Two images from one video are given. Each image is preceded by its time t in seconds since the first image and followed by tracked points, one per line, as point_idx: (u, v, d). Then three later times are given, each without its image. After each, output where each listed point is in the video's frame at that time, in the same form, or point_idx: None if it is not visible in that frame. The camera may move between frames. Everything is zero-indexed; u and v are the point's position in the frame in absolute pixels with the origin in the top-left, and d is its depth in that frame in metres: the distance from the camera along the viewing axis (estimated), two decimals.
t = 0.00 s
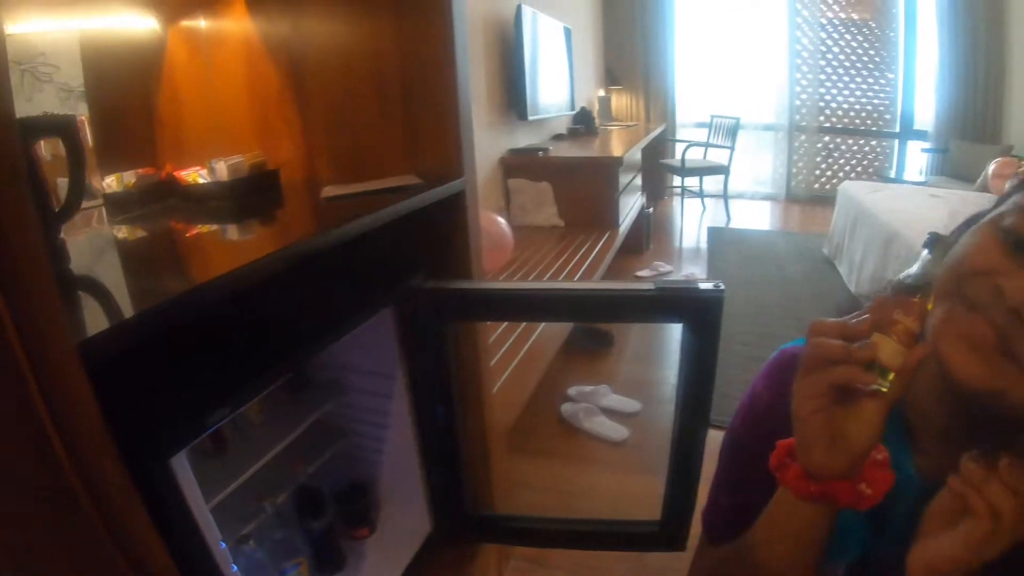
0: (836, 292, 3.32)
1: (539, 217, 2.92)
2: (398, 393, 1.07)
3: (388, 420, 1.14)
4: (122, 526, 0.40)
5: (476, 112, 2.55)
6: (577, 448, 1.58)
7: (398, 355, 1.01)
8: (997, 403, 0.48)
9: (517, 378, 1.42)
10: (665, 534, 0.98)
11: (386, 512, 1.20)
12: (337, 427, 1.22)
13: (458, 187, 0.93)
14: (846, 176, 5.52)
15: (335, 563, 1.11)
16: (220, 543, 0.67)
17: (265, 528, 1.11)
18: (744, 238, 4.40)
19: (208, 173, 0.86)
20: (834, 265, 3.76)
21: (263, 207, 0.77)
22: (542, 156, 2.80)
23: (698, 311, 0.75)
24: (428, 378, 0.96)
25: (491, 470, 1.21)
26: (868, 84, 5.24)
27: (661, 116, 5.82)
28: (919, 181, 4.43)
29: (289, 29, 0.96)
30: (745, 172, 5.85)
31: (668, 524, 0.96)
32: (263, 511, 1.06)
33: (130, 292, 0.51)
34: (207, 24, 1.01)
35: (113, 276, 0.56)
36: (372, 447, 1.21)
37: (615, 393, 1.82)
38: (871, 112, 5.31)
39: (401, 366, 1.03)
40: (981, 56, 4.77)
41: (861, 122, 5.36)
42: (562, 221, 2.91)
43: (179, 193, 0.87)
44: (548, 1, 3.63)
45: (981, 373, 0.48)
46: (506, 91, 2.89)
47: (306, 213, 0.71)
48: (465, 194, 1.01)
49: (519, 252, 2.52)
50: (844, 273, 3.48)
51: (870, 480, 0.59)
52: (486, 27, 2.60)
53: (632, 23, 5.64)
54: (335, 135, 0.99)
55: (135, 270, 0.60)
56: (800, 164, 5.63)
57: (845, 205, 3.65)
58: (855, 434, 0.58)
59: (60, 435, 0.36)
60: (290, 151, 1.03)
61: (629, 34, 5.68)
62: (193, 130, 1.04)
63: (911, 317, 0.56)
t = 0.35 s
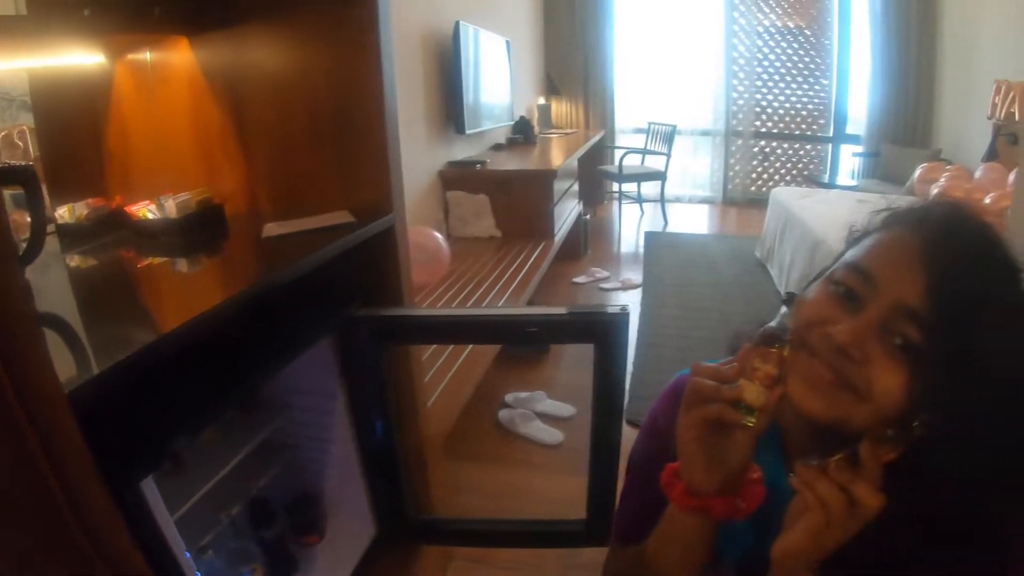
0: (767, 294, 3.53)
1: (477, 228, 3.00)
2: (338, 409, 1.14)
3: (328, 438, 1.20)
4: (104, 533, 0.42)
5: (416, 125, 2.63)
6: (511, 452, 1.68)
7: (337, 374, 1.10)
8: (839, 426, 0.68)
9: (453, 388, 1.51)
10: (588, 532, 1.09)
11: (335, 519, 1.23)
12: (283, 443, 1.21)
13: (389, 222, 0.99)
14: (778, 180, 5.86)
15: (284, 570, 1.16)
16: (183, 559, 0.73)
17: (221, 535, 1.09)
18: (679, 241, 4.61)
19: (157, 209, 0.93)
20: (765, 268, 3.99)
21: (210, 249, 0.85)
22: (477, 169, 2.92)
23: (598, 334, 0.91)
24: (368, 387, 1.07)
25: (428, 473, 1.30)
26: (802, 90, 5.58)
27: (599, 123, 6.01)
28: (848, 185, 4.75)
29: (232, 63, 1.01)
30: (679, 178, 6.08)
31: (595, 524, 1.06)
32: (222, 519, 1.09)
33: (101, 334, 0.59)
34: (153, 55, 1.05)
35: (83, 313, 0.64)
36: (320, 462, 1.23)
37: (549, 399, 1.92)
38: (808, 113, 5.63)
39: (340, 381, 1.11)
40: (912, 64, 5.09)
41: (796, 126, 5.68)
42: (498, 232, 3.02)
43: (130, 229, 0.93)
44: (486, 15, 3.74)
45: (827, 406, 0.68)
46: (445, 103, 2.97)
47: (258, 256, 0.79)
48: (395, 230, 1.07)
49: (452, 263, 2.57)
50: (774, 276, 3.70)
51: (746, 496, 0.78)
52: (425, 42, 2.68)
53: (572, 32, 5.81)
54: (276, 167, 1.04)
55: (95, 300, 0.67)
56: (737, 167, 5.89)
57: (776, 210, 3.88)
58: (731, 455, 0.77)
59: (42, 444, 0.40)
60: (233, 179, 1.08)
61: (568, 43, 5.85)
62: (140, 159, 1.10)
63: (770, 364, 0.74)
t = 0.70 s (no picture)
0: (728, 296, 3.65)
1: (444, 233, 3.04)
2: (309, 420, 1.17)
3: (300, 445, 1.23)
4: (93, 537, 0.48)
5: (383, 133, 2.65)
6: (477, 455, 1.73)
7: (305, 392, 1.13)
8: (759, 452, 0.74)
9: (420, 394, 1.55)
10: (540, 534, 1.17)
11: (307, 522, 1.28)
12: (259, 448, 1.26)
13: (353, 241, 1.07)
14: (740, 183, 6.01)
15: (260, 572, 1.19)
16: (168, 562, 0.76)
17: (202, 539, 1.13)
18: (644, 244, 4.71)
19: (131, 228, 1.03)
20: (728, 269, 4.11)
21: (184, 269, 0.96)
22: (443, 176, 2.96)
23: (551, 346, 0.99)
24: (335, 400, 1.11)
25: (396, 477, 1.35)
26: (767, 93, 5.69)
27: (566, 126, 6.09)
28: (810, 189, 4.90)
29: (205, 86, 1.08)
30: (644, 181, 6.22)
31: (554, 521, 1.14)
32: (200, 525, 1.13)
33: (87, 359, 0.67)
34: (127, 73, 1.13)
35: (70, 332, 0.74)
36: (292, 468, 1.27)
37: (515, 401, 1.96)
38: (773, 116, 5.74)
39: (311, 397, 1.14)
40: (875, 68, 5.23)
41: (762, 128, 5.80)
42: (463, 238, 3.06)
43: (105, 249, 1.06)
44: (453, 20, 3.77)
45: (751, 437, 0.72)
46: (412, 110, 3.00)
47: (226, 278, 0.90)
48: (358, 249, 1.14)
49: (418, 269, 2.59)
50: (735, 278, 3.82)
51: (677, 517, 0.88)
52: (391, 50, 2.70)
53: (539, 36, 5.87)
54: (247, 188, 1.12)
55: (83, 318, 0.78)
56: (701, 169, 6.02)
57: (739, 212, 4.00)
58: (662, 481, 0.85)
59: (42, 469, 0.45)
60: (206, 201, 1.16)
61: (535, 47, 5.91)
62: (115, 177, 1.18)
63: (695, 399, 0.78)
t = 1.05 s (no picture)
0: (710, 299, 3.71)
1: (428, 239, 3.07)
2: (298, 426, 1.19)
3: (289, 452, 1.25)
4: (89, 530, 0.50)
5: (368, 139, 2.68)
6: (462, 460, 1.76)
7: (296, 399, 1.16)
8: (721, 458, 0.77)
9: (405, 401, 1.58)
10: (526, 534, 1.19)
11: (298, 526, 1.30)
12: (250, 455, 1.27)
13: (337, 254, 1.18)
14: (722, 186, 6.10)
15: None
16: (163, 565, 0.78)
17: (195, 545, 1.16)
18: (627, 247, 4.77)
19: (122, 242, 1.14)
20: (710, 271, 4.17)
21: (173, 283, 1.08)
22: (427, 182, 2.99)
23: (532, 355, 1.02)
24: (325, 408, 1.14)
25: (381, 482, 1.37)
26: (750, 96, 5.77)
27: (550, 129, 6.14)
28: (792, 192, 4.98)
29: (194, 103, 1.20)
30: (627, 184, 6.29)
31: (536, 524, 1.17)
32: (193, 531, 1.16)
33: (89, 365, 0.75)
34: (115, 86, 1.21)
35: (73, 336, 0.83)
36: (282, 474, 1.29)
37: (499, 406, 2.00)
38: (755, 118, 5.82)
39: (301, 404, 1.16)
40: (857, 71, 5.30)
41: (744, 131, 5.88)
42: (448, 243, 3.09)
43: (98, 261, 1.16)
44: (438, 26, 3.80)
45: (716, 443, 0.76)
46: (396, 116, 3.03)
47: (214, 292, 1.01)
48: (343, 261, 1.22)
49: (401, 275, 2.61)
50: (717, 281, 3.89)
51: (650, 521, 0.91)
52: (376, 56, 2.73)
53: (523, 41, 5.92)
54: (234, 198, 1.25)
55: (84, 326, 0.88)
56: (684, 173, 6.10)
57: (720, 215, 4.06)
58: (633, 488, 0.89)
59: (42, 465, 0.47)
60: (197, 211, 1.28)
61: (519, 51, 5.95)
62: (105, 188, 1.26)
63: (664, 411, 0.83)
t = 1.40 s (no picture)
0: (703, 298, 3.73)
1: (424, 238, 3.08)
2: (296, 425, 1.20)
3: (287, 449, 1.26)
4: (98, 535, 0.52)
5: (365, 138, 2.68)
6: (457, 457, 1.77)
7: (294, 398, 1.17)
8: (706, 450, 0.80)
9: (400, 399, 1.59)
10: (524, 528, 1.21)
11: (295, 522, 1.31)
12: (246, 454, 1.28)
13: (335, 254, 1.19)
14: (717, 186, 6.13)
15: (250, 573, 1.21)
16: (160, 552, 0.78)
17: (195, 541, 1.16)
18: (622, 246, 4.79)
19: (121, 241, 1.14)
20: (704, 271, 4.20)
21: (172, 281, 1.09)
22: (424, 181, 2.99)
23: (527, 354, 1.03)
24: (322, 408, 1.15)
25: (377, 479, 1.38)
26: (745, 96, 5.80)
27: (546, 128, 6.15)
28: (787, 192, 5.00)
29: (192, 102, 1.21)
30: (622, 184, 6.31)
31: (530, 519, 1.18)
32: (193, 527, 1.17)
33: (87, 363, 0.76)
34: (113, 86, 1.23)
35: (70, 336, 0.84)
36: (278, 471, 1.30)
37: (494, 404, 2.01)
38: (751, 118, 5.85)
39: (298, 402, 1.17)
40: (853, 71, 5.31)
41: (739, 131, 5.91)
42: (444, 242, 3.09)
43: (95, 261, 1.16)
44: (434, 25, 3.80)
45: (701, 438, 0.78)
46: (392, 115, 3.03)
47: (211, 291, 1.02)
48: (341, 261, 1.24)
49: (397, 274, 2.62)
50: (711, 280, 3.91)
51: (642, 514, 0.91)
52: (372, 56, 2.73)
53: (520, 40, 5.91)
54: (232, 198, 1.26)
55: (82, 325, 0.88)
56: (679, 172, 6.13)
57: (714, 215, 4.08)
58: (625, 485, 0.88)
59: (56, 472, 0.49)
60: (194, 212, 1.29)
61: (515, 50, 5.95)
62: (104, 188, 1.27)
63: (653, 409, 0.84)
